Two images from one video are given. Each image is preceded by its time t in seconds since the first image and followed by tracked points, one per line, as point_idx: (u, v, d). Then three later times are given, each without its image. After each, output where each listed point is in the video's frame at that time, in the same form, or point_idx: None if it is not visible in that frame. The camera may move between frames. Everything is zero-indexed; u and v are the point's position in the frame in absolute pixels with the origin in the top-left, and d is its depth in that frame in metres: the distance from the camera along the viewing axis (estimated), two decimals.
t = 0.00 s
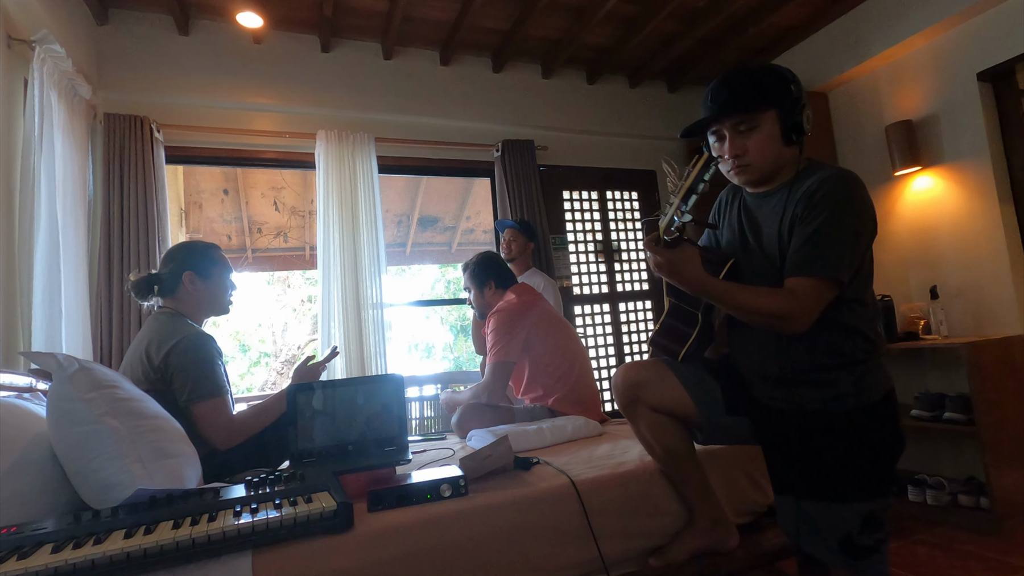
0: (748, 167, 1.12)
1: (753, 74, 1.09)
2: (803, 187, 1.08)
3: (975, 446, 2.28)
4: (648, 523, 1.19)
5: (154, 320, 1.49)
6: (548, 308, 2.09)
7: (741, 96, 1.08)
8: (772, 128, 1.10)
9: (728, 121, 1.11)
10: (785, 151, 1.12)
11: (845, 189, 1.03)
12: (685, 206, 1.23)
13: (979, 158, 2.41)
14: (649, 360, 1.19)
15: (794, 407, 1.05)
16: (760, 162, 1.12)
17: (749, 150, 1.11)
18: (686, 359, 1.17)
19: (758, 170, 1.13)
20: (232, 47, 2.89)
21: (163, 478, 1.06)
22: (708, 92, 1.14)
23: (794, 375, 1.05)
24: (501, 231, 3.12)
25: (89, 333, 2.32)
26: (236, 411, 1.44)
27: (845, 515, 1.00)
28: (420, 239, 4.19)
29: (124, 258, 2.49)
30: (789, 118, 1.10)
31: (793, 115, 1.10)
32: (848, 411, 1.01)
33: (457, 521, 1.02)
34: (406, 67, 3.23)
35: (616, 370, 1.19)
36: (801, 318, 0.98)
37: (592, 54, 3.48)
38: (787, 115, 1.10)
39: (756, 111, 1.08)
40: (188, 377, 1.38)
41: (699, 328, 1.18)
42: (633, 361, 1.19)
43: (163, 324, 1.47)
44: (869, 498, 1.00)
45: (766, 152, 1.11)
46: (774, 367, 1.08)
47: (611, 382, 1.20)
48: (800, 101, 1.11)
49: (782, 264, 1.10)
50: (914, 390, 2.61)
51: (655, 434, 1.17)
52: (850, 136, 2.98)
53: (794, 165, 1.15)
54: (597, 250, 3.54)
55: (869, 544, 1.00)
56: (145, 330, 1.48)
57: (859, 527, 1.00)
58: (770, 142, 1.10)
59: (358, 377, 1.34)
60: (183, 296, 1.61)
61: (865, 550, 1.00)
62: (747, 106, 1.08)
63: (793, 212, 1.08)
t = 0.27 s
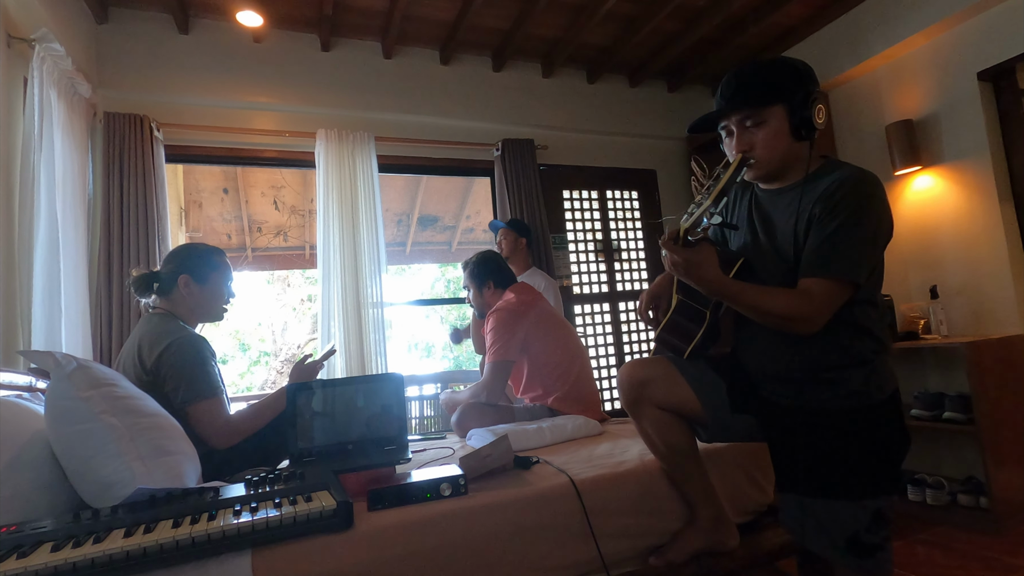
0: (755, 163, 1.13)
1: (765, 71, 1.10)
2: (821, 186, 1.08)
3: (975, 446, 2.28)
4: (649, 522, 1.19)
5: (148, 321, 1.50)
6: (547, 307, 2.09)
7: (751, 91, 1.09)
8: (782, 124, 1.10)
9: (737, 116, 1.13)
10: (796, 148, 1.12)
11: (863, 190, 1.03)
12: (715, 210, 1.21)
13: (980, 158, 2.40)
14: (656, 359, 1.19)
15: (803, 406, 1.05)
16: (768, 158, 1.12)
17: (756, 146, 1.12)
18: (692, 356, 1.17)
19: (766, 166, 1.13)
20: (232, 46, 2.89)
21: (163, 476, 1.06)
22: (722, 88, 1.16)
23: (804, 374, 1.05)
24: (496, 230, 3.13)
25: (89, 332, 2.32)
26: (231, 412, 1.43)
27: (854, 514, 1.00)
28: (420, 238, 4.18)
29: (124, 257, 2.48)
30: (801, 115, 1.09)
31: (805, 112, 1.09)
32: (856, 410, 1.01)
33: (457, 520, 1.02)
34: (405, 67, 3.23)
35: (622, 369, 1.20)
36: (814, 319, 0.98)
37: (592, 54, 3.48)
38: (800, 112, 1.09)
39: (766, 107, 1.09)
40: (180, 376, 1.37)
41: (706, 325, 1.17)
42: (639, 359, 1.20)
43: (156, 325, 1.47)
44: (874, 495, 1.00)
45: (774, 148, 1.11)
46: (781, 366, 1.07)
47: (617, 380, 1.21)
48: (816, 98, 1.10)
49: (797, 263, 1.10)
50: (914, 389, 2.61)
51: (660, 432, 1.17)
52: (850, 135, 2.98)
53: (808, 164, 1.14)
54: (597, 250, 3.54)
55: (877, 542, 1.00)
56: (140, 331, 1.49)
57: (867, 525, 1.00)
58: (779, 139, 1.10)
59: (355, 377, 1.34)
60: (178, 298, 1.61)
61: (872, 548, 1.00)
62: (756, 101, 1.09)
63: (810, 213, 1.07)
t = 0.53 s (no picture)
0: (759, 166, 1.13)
1: (770, 73, 1.09)
2: (827, 187, 1.07)
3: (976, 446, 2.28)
4: (650, 523, 1.19)
5: (150, 321, 1.49)
6: (548, 308, 2.09)
7: (754, 95, 1.08)
8: (785, 127, 1.09)
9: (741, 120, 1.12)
10: (800, 151, 1.12)
11: (869, 192, 1.03)
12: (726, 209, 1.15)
13: (981, 158, 2.40)
14: (659, 356, 1.19)
15: (806, 405, 1.04)
16: (772, 162, 1.12)
17: (760, 149, 1.12)
18: (698, 355, 1.18)
19: (770, 170, 1.13)
20: (233, 47, 2.89)
21: (165, 477, 1.06)
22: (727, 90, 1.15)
23: (807, 374, 1.04)
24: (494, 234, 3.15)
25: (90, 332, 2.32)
26: (234, 411, 1.43)
27: (856, 513, 1.01)
28: (421, 239, 4.18)
29: (124, 258, 2.49)
30: (805, 118, 1.09)
31: (809, 114, 1.08)
32: (861, 411, 1.01)
33: (458, 520, 1.02)
34: (406, 67, 3.23)
35: (625, 368, 1.20)
36: (818, 321, 0.99)
37: (593, 54, 3.48)
38: (805, 114, 1.09)
39: (769, 110, 1.09)
40: (184, 376, 1.38)
41: (711, 325, 1.17)
42: (644, 357, 1.20)
43: (158, 324, 1.46)
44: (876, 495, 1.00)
45: (778, 152, 1.11)
46: (788, 366, 1.06)
47: (621, 379, 1.21)
48: (821, 99, 1.09)
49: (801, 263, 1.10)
50: (915, 390, 2.61)
51: (664, 431, 1.17)
52: (850, 135, 2.98)
53: (812, 165, 1.15)
54: (598, 250, 3.54)
55: (880, 543, 1.00)
56: (141, 331, 1.48)
57: (870, 525, 1.00)
58: (783, 142, 1.10)
59: (356, 377, 1.34)
60: (180, 298, 1.61)
61: (874, 548, 1.00)
62: (760, 105, 1.08)
63: (815, 214, 1.07)
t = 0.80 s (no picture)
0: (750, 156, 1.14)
1: (775, 66, 1.09)
2: (829, 185, 1.07)
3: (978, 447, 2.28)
4: (651, 523, 1.19)
5: (153, 322, 1.49)
6: (549, 308, 2.09)
7: (752, 85, 1.09)
8: (778, 122, 1.09)
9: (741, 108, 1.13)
10: (793, 147, 1.11)
11: (872, 190, 1.03)
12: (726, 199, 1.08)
13: (982, 158, 2.40)
14: (661, 356, 1.19)
15: (808, 405, 1.05)
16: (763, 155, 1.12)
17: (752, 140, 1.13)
18: (700, 354, 1.17)
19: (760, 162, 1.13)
20: (234, 48, 2.90)
21: (166, 477, 1.06)
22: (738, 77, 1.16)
23: (809, 373, 1.05)
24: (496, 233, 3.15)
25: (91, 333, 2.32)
26: (235, 412, 1.44)
27: (858, 513, 0.98)
28: (421, 239, 4.16)
29: (125, 258, 2.49)
30: (800, 115, 1.07)
31: (806, 112, 1.07)
32: (864, 410, 1.01)
33: (458, 521, 1.02)
34: (406, 68, 3.23)
35: (629, 367, 1.20)
36: (819, 320, 0.99)
37: (594, 54, 3.48)
38: (801, 111, 1.07)
39: (766, 102, 1.09)
40: (187, 377, 1.39)
41: (714, 325, 1.16)
42: (646, 357, 1.20)
43: (161, 325, 1.47)
44: (881, 495, 0.99)
45: (769, 145, 1.11)
46: (791, 366, 1.07)
47: (624, 379, 1.21)
48: (823, 100, 1.07)
49: (803, 262, 1.10)
50: (917, 390, 2.61)
51: (667, 430, 1.17)
52: (851, 135, 2.97)
53: (806, 164, 1.14)
54: (598, 250, 3.54)
55: (884, 543, 0.98)
56: (144, 332, 1.48)
57: (874, 524, 0.98)
58: (774, 136, 1.10)
59: (357, 378, 1.35)
60: (182, 298, 1.62)
61: (878, 549, 0.98)
62: (757, 96, 1.09)
63: (814, 216, 1.08)
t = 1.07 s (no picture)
0: (759, 171, 1.14)
1: (762, 79, 1.08)
2: (828, 188, 1.08)
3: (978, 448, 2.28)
4: (650, 525, 1.19)
5: (151, 325, 1.49)
6: (548, 309, 2.09)
7: (744, 105, 1.08)
8: (779, 131, 1.09)
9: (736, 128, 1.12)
10: (799, 153, 1.11)
11: (871, 193, 1.03)
12: (707, 203, 1.27)
13: (981, 159, 2.40)
14: (662, 356, 1.19)
15: (807, 406, 1.05)
16: (771, 167, 1.12)
17: (756, 155, 1.13)
18: (699, 356, 1.17)
19: (768, 174, 1.13)
20: (234, 49, 2.90)
21: (167, 479, 1.06)
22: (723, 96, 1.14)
23: (808, 374, 1.05)
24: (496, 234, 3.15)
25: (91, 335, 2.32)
26: (235, 414, 1.44)
27: (856, 516, 1.00)
28: (422, 240, 4.11)
29: (125, 260, 2.49)
30: (799, 120, 1.08)
31: (803, 116, 1.07)
32: (864, 412, 1.00)
33: (458, 523, 1.02)
34: (406, 69, 3.23)
35: (629, 367, 1.19)
36: (817, 322, 0.99)
37: (593, 56, 3.48)
38: (800, 116, 1.07)
39: (760, 117, 1.08)
40: (187, 380, 1.38)
41: (713, 326, 1.18)
42: (646, 358, 1.20)
43: (159, 328, 1.46)
44: (880, 499, 0.99)
45: (775, 156, 1.10)
46: (790, 367, 1.07)
47: (622, 379, 1.20)
48: (814, 99, 1.07)
49: (802, 264, 1.11)
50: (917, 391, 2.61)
51: (666, 431, 1.17)
52: (851, 137, 2.97)
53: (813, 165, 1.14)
54: (598, 251, 3.54)
55: (884, 546, 0.99)
56: (142, 335, 1.48)
57: (873, 528, 0.99)
58: (778, 145, 1.10)
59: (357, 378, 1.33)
60: (177, 300, 1.61)
61: (877, 552, 0.98)
62: (752, 113, 1.08)
63: (816, 215, 1.08)
